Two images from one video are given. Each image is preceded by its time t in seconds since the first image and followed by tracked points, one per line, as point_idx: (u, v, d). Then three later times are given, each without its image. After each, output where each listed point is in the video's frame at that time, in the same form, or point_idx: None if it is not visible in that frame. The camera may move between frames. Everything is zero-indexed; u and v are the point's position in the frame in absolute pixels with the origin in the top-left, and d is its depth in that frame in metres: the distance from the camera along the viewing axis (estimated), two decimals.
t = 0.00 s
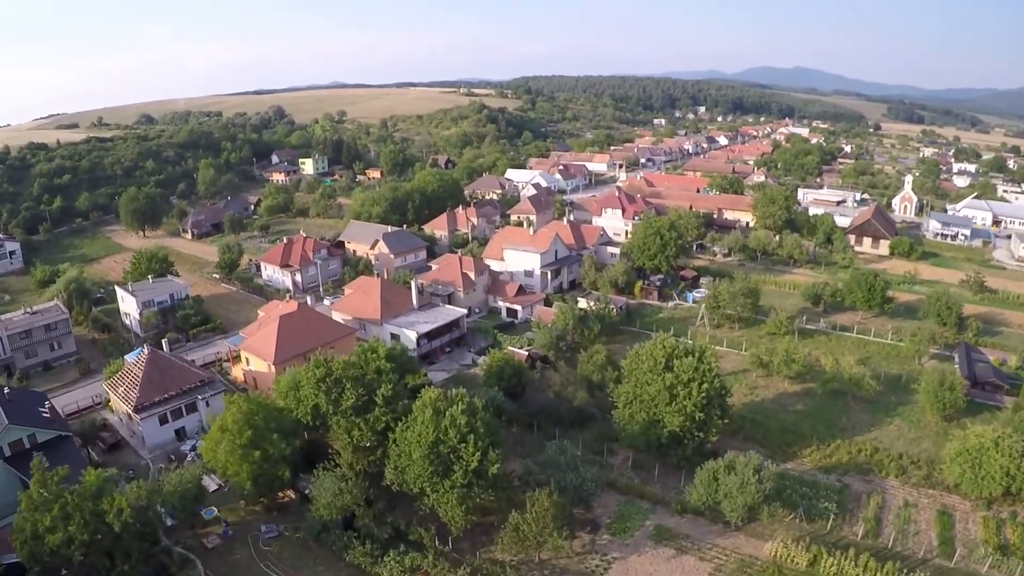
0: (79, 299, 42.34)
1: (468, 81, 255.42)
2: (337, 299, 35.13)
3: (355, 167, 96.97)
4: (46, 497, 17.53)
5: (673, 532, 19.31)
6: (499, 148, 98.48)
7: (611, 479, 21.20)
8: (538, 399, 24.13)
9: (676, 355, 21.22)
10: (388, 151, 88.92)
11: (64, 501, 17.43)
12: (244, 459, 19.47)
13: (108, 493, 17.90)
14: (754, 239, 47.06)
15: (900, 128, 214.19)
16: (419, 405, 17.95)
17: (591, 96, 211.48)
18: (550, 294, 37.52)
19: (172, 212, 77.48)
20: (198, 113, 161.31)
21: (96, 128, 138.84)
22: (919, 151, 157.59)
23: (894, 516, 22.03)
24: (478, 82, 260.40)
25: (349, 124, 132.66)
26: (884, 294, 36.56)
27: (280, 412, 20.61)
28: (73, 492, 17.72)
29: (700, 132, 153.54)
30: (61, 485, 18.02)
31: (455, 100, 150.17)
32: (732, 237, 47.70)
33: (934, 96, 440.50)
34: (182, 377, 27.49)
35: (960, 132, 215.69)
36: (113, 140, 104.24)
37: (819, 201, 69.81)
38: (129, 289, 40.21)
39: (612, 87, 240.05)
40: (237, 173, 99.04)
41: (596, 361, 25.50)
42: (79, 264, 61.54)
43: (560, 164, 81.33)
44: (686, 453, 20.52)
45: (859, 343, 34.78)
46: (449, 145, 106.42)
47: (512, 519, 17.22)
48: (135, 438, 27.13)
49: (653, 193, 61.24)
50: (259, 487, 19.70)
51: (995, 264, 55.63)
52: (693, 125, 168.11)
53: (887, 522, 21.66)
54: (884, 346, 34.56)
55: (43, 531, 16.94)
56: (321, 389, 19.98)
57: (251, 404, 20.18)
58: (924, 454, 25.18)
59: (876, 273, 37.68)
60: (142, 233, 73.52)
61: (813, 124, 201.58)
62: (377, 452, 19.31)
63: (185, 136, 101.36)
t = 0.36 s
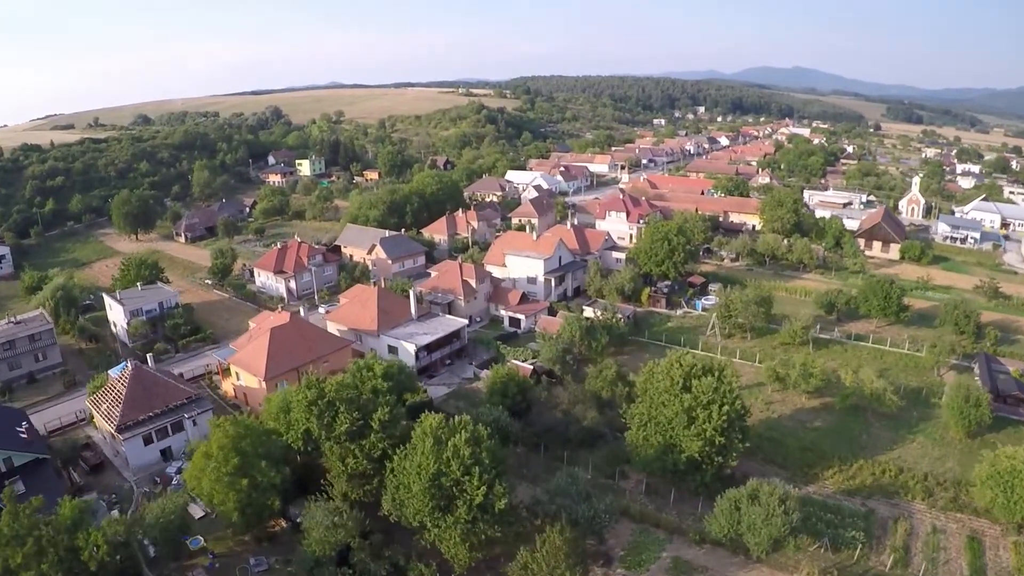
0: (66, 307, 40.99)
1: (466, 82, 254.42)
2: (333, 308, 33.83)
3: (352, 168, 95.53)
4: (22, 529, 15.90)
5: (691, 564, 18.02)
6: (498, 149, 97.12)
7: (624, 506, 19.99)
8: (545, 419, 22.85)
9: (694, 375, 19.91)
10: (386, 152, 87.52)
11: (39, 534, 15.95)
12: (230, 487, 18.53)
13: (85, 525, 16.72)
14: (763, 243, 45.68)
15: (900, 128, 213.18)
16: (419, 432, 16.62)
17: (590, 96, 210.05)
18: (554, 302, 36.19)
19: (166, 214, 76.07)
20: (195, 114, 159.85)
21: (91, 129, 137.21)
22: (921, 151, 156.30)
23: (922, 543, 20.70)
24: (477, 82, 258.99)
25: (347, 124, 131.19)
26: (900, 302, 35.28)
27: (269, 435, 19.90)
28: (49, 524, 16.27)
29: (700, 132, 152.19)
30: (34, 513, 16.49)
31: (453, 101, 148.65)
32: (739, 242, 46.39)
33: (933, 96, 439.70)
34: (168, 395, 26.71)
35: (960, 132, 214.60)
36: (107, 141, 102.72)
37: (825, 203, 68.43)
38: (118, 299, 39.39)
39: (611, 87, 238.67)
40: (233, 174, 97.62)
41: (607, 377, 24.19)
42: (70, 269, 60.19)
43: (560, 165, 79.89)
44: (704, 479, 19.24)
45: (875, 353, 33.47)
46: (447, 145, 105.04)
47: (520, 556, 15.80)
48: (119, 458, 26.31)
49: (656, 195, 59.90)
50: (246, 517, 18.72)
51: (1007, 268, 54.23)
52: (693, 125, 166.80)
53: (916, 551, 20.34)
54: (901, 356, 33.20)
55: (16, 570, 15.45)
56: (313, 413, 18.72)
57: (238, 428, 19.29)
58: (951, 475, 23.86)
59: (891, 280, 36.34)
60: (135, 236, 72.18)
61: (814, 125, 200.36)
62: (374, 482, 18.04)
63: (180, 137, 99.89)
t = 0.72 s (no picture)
0: (52, 315, 39.78)
1: (465, 81, 253.10)
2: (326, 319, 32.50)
3: (349, 169, 94.14)
4: None
5: None
6: (497, 150, 95.57)
7: (635, 537, 18.64)
8: (550, 441, 21.53)
9: (712, 397, 18.59)
10: (383, 153, 86.12)
11: None
12: (213, 520, 17.17)
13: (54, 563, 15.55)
14: (770, 248, 44.30)
15: (900, 128, 211.95)
16: (416, 465, 15.23)
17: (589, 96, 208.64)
18: (557, 311, 34.81)
19: (159, 217, 74.82)
20: (191, 114, 158.49)
21: (87, 129, 135.69)
22: (922, 151, 155.03)
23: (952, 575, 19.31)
24: (476, 82, 257.48)
25: (345, 124, 129.73)
26: (915, 311, 33.92)
27: (255, 464, 18.60)
28: (16, 561, 15.46)
29: (701, 132, 150.80)
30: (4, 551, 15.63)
31: (451, 100, 147.04)
32: (746, 246, 45.00)
33: (931, 95, 438.86)
34: (149, 414, 25.65)
35: (961, 132, 213.37)
36: (101, 142, 101.31)
37: (831, 205, 67.01)
38: (104, 307, 38.34)
39: (610, 86, 237.43)
40: (228, 176, 96.24)
41: (615, 394, 22.64)
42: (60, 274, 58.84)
43: (561, 165, 78.46)
44: (724, 508, 17.89)
45: (891, 364, 32.10)
46: (446, 145, 103.58)
47: None
48: (101, 480, 25.29)
49: (660, 197, 58.50)
50: (229, 551, 17.34)
51: (1020, 272, 52.65)
52: (693, 125, 165.45)
53: None
54: (919, 368, 31.83)
55: None
56: (302, 441, 17.49)
57: (222, 454, 17.90)
58: (978, 498, 22.47)
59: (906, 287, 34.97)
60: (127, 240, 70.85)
61: (814, 125, 199.08)
62: (367, 515, 16.74)
63: (175, 138, 98.56)
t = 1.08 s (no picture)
0: (36, 324, 38.45)
1: (464, 82, 251.85)
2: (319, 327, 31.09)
3: (346, 171, 92.69)
4: None
5: None
6: (496, 152, 94.17)
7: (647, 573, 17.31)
8: (553, 466, 20.11)
9: (730, 424, 17.21)
10: (381, 154, 84.69)
11: None
12: (189, 557, 15.77)
13: None
14: (779, 252, 42.84)
15: (900, 128, 210.61)
16: (408, 505, 13.91)
17: (589, 96, 207.17)
18: (559, 320, 33.41)
19: (152, 220, 73.50)
20: (188, 116, 157.15)
21: (82, 131, 134.21)
22: (925, 152, 153.56)
23: None
24: (474, 83, 255.95)
25: (342, 125, 128.30)
26: (931, 320, 32.50)
27: (237, 497, 17.30)
28: None
29: (701, 133, 149.42)
30: None
31: (450, 101, 145.70)
32: (753, 250, 43.58)
33: (931, 95, 437.72)
34: (128, 435, 24.54)
35: (962, 132, 212.04)
36: (95, 144, 99.89)
37: (837, 207, 65.51)
38: (89, 316, 37.57)
39: (609, 87, 236.04)
40: (223, 178, 94.84)
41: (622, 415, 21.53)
42: (48, 280, 57.48)
43: (561, 167, 77.01)
44: (744, 543, 16.51)
45: (908, 376, 30.69)
46: (444, 147, 102.10)
47: None
48: (78, 505, 24.10)
49: (663, 200, 57.05)
50: None
51: None
52: (693, 126, 163.98)
53: None
54: (937, 380, 30.38)
55: None
56: (284, 474, 16.25)
57: (200, 487, 16.60)
58: (1008, 524, 21.03)
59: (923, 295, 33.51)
60: (119, 244, 69.54)
61: (815, 125, 197.63)
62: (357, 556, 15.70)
63: (170, 140, 97.19)
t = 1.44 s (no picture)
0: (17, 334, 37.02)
1: (462, 83, 250.39)
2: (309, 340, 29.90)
3: (341, 172, 91.11)
4: None
5: None
6: (494, 153, 92.74)
7: None
8: (553, 494, 18.74)
9: (748, 456, 15.91)
10: (376, 156, 83.15)
11: None
12: None
13: None
14: (786, 258, 41.35)
15: (901, 129, 209.23)
16: (393, 555, 12.79)
17: (588, 96, 205.76)
18: (558, 331, 31.99)
19: (142, 223, 72.02)
20: (183, 116, 155.37)
21: (76, 132, 132.58)
22: (927, 153, 152.24)
23: None
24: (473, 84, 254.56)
25: (339, 126, 126.82)
26: (948, 331, 30.99)
27: (210, 533, 15.92)
28: None
29: (702, 134, 147.85)
30: None
31: (447, 102, 144.25)
32: (759, 256, 42.12)
33: (931, 96, 436.71)
34: (101, 457, 23.20)
35: (962, 133, 210.82)
36: (88, 145, 98.37)
37: (842, 209, 64.05)
38: (70, 326, 36.76)
39: (609, 87, 234.78)
40: (217, 180, 93.36)
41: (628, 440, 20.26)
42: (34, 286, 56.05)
43: (560, 169, 75.47)
44: None
45: (925, 390, 29.25)
46: (442, 148, 100.56)
47: None
48: (50, 531, 22.74)
49: (665, 202, 55.54)
50: None
51: None
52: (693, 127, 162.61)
53: None
54: (955, 395, 28.82)
55: None
56: (260, 513, 15.17)
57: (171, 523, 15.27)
58: None
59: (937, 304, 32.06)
60: (110, 248, 68.08)
61: (816, 125, 196.21)
62: None
63: (163, 141, 95.70)
